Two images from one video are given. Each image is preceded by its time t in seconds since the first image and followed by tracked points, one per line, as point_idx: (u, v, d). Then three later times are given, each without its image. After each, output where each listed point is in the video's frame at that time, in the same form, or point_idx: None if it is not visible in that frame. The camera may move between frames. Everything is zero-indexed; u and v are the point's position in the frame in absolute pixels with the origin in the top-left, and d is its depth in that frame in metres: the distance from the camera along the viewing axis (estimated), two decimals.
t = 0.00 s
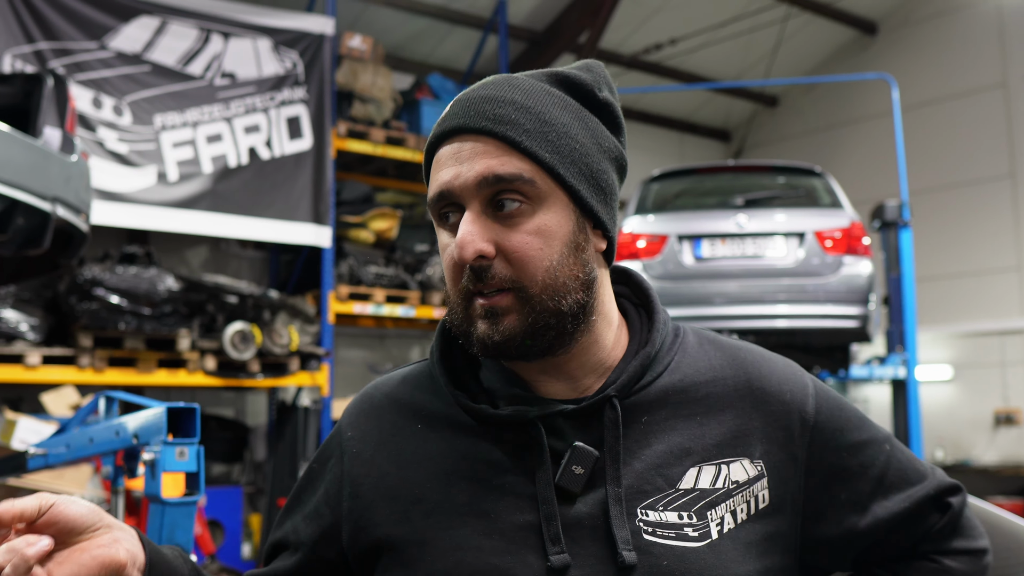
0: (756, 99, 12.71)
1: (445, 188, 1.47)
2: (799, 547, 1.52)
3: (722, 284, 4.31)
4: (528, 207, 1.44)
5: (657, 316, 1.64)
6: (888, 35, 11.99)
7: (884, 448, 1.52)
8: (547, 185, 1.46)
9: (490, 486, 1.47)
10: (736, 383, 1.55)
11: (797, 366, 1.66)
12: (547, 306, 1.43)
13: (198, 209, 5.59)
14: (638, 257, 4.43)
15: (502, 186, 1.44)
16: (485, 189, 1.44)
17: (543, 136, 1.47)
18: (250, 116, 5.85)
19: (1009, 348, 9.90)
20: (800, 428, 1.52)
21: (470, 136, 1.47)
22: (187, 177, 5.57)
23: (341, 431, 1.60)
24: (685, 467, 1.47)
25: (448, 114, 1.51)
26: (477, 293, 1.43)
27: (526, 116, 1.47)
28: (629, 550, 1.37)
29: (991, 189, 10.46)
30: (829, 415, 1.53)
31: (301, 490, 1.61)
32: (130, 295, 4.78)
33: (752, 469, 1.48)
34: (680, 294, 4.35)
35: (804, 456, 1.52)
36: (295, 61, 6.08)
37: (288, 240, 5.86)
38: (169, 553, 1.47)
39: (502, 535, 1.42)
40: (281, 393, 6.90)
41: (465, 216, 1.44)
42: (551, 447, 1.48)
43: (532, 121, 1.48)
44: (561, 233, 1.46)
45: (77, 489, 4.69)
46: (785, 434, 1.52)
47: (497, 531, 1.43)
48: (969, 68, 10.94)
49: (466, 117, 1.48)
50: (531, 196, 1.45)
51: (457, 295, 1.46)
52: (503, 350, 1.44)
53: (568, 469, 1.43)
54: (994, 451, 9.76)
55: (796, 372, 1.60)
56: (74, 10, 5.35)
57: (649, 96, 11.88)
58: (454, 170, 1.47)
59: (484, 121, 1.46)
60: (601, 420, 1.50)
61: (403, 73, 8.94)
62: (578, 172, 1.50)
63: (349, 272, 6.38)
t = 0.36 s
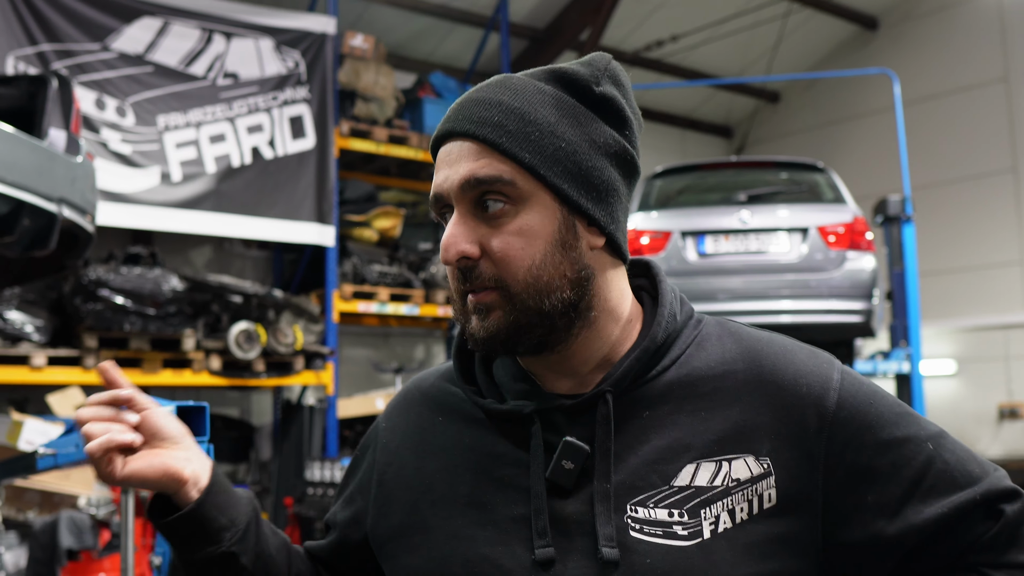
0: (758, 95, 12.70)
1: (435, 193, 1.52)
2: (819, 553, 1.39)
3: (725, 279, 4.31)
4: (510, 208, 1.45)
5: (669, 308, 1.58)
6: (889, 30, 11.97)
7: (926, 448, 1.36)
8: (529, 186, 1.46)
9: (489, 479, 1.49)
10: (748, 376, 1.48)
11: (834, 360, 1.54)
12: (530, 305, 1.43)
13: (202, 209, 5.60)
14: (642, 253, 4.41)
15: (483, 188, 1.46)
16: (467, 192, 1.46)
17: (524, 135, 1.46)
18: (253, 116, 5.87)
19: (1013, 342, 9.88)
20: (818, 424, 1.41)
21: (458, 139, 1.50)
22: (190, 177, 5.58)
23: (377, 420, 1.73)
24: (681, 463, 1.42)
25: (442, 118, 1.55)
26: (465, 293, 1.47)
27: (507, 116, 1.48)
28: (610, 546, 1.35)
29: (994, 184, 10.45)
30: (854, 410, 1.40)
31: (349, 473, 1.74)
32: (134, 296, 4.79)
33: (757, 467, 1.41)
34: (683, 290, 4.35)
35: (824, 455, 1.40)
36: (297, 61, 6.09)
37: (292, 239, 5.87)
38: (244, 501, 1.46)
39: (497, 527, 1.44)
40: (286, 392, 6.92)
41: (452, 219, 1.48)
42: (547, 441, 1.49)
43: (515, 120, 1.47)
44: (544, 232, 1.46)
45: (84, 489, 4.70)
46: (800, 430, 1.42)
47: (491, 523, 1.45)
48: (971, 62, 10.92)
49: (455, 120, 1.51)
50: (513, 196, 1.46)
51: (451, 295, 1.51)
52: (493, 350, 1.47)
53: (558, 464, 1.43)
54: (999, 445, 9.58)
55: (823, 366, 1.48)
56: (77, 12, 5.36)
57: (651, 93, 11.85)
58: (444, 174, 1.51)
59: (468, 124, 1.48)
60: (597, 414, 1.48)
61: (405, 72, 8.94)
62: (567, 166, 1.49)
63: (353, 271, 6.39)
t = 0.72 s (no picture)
0: (767, 96, 12.67)
1: (472, 191, 1.49)
2: (836, 549, 1.38)
3: (734, 281, 4.30)
4: (554, 205, 1.44)
5: (685, 305, 1.56)
6: (898, 30, 11.93)
7: (941, 444, 1.34)
8: (572, 183, 1.45)
9: (507, 478, 1.49)
10: (762, 374, 1.47)
11: (848, 358, 1.52)
12: (575, 303, 1.41)
13: (212, 210, 5.61)
14: (651, 255, 4.40)
15: (527, 185, 1.44)
16: (510, 188, 1.44)
17: (566, 133, 1.46)
18: (263, 117, 5.88)
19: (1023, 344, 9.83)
20: (832, 421, 1.40)
21: (494, 136, 1.48)
22: (200, 178, 5.59)
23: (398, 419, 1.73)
24: (697, 461, 1.41)
25: (473, 116, 1.53)
26: (506, 292, 1.43)
27: (548, 113, 1.47)
28: (626, 543, 1.35)
29: (1004, 185, 10.40)
30: (869, 407, 1.39)
31: (368, 472, 1.72)
32: (145, 296, 4.80)
33: (771, 464, 1.39)
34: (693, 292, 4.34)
35: (839, 452, 1.38)
36: (307, 62, 6.10)
37: (302, 240, 5.87)
38: (279, 490, 1.47)
39: (514, 526, 1.44)
40: (295, 392, 6.93)
41: (492, 216, 1.45)
42: (564, 441, 1.49)
43: (555, 118, 1.47)
44: (588, 231, 1.45)
45: (95, 489, 4.72)
46: (815, 428, 1.41)
47: (509, 521, 1.45)
48: (981, 63, 10.87)
49: (489, 116, 1.49)
50: (557, 193, 1.44)
51: (486, 296, 1.47)
52: (532, 354, 1.44)
53: (574, 462, 1.43)
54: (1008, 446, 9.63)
55: (837, 363, 1.46)
56: (88, 13, 5.38)
57: (660, 94, 11.83)
58: (481, 170, 1.48)
59: (508, 120, 1.46)
60: (612, 413, 1.47)
61: (415, 73, 8.94)
62: (605, 165, 1.49)
63: (362, 271, 6.36)
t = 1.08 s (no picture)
0: (774, 95, 12.65)
1: (534, 188, 1.51)
2: (841, 539, 1.48)
3: (741, 281, 4.28)
4: (614, 211, 1.52)
5: (695, 309, 1.65)
6: (906, 29, 11.88)
7: (928, 438, 1.48)
8: (629, 191, 1.55)
9: (531, 480, 1.48)
10: (772, 375, 1.55)
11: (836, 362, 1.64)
12: (630, 307, 1.49)
13: (218, 211, 5.62)
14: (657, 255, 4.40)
15: (594, 189, 1.51)
16: (579, 189, 1.50)
17: (626, 142, 1.56)
18: (269, 118, 5.88)
19: None
20: (839, 418, 1.50)
21: (556, 136, 1.53)
22: (208, 178, 5.60)
23: (383, 417, 1.64)
24: (721, 458, 1.47)
25: (530, 111, 1.56)
26: (567, 293, 1.47)
27: (611, 120, 1.56)
28: (666, 540, 1.37)
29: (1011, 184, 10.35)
30: (869, 405, 1.51)
31: (346, 470, 1.58)
32: (151, 297, 4.81)
33: (790, 459, 1.47)
34: (700, 292, 4.32)
35: (846, 448, 1.49)
36: (313, 63, 6.10)
37: (308, 240, 5.87)
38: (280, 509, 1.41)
39: (544, 528, 1.43)
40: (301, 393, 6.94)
41: (558, 215, 1.50)
42: (591, 443, 1.50)
43: (617, 127, 1.56)
44: (642, 239, 1.54)
45: (102, 489, 4.73)
46: (823, 424, 1.50)
47: (538, 524, 1.44)
48: (988, 62, 10.83)
49: (552, 114, 1.53)
50: (617, 199, 1.52)
51: (539, 296, 1.49)
52: (586, 354, 1.49)
53: (606, 463, 1.45)
54: (1015, 447, 9.62)
55: (834, 364, 1.58)
56: (95, 14, 5.40)
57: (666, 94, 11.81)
58: (543, 168, 1.52)
59: (574, 122, 1.52)
60: (638, 414, 1.51)
61: (420, 73, 8.94)
62: (650, 177, 1.60)
63: (368, 272, 6.35)
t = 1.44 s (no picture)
0: (776, 99, 12.65)
1: (570, 189, 1.50)
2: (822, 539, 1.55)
3: (743, 285, 4.29)
4: (645, 218, 1.54)
5: (689, 316, 1.68)
6: (908, 33, 11.89)
7: (891, 442, 1.59)
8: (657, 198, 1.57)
9: (548, 487, 1.44)
10: (764, 382, 1.59)
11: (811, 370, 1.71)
12: (653, 315, 1.51)
13: (220, 213, 5.63)
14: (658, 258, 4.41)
15: (629, 196, 1.52)
16: (614, 195, 1.51)
17: (655, 150, 1.58)
18: (271, 120, 5.90)
19: None
20: (824, 424, 1.58)
21: (592, 138, 1.52)
22: (210, 181, 5.61)
23: (372, 423, 1.52)
24: (729, 463, 1.49)
25: (567, 111, 1.54)
26: (599, 297, 1.47)
27: (644, 127, 1.57)
28: (689, 545, 1.38)
29: (1013, 188, 10.35)
30: (847, 412, 1.60)
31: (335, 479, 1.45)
32: (153, 298, 4.81)
33: (787, 463, 1.51)
34: (701, 296, 4.32)
35: (829, 452, 1.57)
36: (315, 65, 6.12)
37: (309, 243, 5.87)
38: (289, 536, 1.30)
39: (565, 536, 1.40)
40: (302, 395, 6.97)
41: (594, 220, 1.49)
42: (608, 450, 1.48)
43: (649, 133, 1.58)
44: (666, 246, 1.57)
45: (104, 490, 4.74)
46: (812, 429, 1.56)
47: (559, 532, 1.40)
48: (991, 66, 10.83)
49: (590, 116, 1.53)
50: (648, 206, 1.54)
51: (569, 298, 1.48)
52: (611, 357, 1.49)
53: (624, 470, 1.43)
54: (1017, 451, 9.74)
55: (815, 373, 1.66)
56: (99, 16, 5.41)
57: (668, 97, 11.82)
58: (580, 170, 1.51)
59: (613, 126, 1.52)
60: (651, 420, 1.51)
61: (422, 76, 8.96)
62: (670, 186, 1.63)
63: (369, 275, 6.35)
